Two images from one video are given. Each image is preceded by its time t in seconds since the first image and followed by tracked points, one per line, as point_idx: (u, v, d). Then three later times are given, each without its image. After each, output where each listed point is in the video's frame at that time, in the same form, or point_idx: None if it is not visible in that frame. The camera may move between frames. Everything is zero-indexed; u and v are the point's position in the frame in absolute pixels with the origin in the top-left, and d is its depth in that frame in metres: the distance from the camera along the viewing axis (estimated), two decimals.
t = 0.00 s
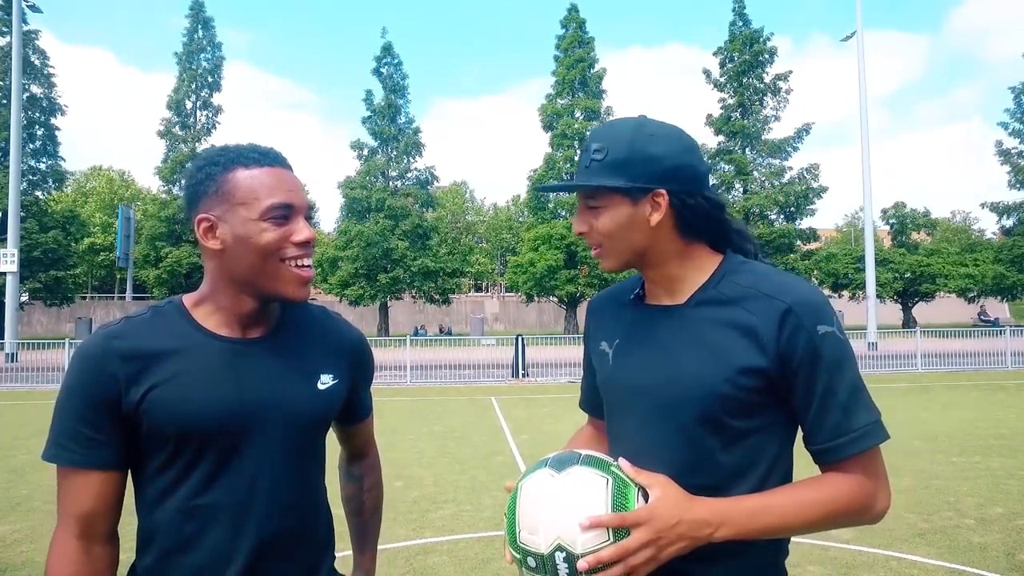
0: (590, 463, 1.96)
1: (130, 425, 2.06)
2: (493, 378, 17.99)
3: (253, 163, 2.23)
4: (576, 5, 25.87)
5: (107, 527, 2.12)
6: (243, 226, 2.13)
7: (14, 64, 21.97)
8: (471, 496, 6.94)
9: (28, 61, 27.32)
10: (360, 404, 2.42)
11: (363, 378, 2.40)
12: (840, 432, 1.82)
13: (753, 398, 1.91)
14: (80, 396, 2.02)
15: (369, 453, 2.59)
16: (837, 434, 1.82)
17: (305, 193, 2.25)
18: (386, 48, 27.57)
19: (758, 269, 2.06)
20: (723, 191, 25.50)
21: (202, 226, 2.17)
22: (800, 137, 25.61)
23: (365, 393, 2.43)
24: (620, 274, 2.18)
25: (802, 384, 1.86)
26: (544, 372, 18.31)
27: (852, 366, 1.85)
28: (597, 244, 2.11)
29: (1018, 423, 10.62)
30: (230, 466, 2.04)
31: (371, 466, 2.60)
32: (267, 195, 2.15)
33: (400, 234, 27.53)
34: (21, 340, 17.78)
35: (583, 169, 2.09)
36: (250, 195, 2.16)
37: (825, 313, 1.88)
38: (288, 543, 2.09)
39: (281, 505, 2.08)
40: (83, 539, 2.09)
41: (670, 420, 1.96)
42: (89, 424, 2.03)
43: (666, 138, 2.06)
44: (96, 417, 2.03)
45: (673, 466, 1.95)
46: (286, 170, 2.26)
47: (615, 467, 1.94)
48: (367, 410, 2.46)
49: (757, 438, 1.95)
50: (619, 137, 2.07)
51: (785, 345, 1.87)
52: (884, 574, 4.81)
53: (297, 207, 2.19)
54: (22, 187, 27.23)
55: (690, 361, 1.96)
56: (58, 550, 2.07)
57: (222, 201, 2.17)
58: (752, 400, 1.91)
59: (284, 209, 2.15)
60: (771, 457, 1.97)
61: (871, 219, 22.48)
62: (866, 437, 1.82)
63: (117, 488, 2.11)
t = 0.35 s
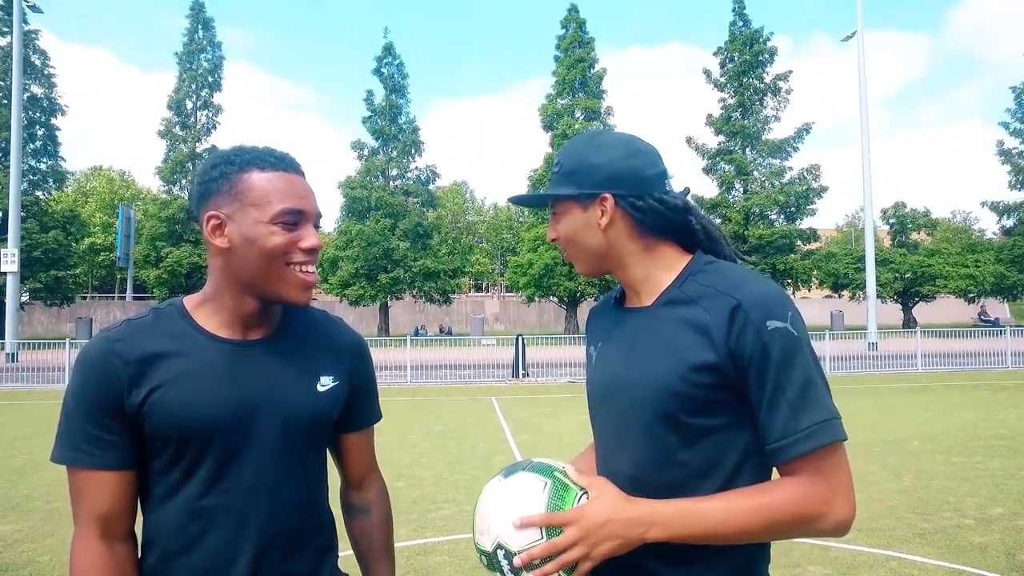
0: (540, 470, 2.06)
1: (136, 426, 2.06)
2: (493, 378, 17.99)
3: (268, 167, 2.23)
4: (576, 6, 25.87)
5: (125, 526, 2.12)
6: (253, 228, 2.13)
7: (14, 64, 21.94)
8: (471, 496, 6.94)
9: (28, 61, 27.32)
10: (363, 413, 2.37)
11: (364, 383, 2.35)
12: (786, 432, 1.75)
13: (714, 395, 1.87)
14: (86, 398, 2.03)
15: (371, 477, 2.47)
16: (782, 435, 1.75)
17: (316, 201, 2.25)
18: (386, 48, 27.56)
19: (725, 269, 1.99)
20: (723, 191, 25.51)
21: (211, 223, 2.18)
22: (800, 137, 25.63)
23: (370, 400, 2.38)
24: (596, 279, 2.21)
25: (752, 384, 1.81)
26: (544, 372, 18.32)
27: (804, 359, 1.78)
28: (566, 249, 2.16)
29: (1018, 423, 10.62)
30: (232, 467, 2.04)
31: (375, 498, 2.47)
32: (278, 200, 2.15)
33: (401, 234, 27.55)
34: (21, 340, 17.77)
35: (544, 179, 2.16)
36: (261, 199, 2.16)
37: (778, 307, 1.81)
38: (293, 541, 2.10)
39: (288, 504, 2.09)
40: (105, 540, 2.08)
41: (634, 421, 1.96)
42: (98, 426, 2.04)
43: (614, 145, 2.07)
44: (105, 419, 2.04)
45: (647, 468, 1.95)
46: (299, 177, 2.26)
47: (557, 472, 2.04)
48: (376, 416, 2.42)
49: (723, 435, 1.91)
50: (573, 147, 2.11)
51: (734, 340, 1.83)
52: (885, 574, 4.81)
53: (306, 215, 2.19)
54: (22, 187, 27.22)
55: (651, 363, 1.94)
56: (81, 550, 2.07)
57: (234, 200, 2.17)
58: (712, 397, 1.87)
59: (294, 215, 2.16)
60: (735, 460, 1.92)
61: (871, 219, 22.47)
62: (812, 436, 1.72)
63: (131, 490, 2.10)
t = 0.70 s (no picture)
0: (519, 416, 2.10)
1: (135, 424, 2.07)
2: (493, 378, 17.99)
3: (282, 172, 2.22)
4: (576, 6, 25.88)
5: (114, 523, 2.13)
6: (258, 228, 2.13)
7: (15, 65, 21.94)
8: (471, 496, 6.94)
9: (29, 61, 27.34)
10: (365, 418, 2.33)
11: (369, 386, 2.34)
12: (747, 436, 1.66)
13: (701, 395, 1.83)
14: (87, 395, 2.04)
15: (373, 485, 2.41)
16: (746, 438, 1.67)
17: (324, 208, 2.25)
18: (387, 49, 27.58)
19: (728, 266, 1.95)
20: (723, 191, 25.52)
21: (218, 219, 2.19)
22: (800, 137, 25.64)
23: (376, 405, 2.36)
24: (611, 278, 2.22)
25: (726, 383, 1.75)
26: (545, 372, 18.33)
27: (779, 361, 1.68)
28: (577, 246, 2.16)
29: (1017, 423, 10.62)
30: (228, 466, 2.04)
31: (376, 506, 2.42)
32: (283, 205, 2.15)
33: (400, 234, 27.56)
34: (22, 340, 17.77)
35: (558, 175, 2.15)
36: (269, 201, 2.16)
37: (764, 305, 1.74)
38: (297, 543, 2.10)
39: (279, 506, 2.07)
40: (92, 536, 2.09)
41: (629, 418, 1.96)
42: (96, 423, 2.05)
43: (625, 143, 2.04)
44: (104, 416, 2.05)
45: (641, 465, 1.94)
46: (309, 183, 2.25)
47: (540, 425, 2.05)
48: (384, 420, 2.38)
49: (712, 436, 1.85)
50: (588, 145, 2.11)
51: (713, 341, 1.79)
52: (884, 573, 4.82)
53: (312, 221, 2.19)
54: (22, 187, 27.22)
55: (642, 364, 1.93)
56: (69, 545, 2.09)
57: (243, 200, 2.18)
58: (700, 397, 1.83)
59: (299, 221, 2.16)
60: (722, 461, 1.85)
61: (870, 219, 22.50)
62: (770, 445, 1.62)
63: (125, 485, 2.12)
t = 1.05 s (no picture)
0: (571, 461, 2.05)
1: (130, 426, 2.08)
2: (493, 378, 17.99)
3: (273, 175, 2.22)
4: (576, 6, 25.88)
5: (114, 521, 2.14)
6: (247, 233, 2.13)
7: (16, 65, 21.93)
8: (471, 497, 6.94)
9: (29, 61, 27.36)
10: (363, 422, 2.33)
11: (366, 391, 2.33)
12: (818, 450, 1.64)
13: (735, 403, 1.80)
14: (82, 395, 2.05)
15: (373, 489, 2.42)
16: (817, 449, 1.64)
17: (316, 214, 2.24)
18: (387, 49, 27.58)
19: (755, 266, 1.94)
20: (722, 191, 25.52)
21: (211, 223, 2.20)
22: (800, 137, 25.65)
23: (373, 410, 2.36)
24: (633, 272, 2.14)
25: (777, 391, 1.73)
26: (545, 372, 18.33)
27: (839, 372, 1.66)
28: (610, 235, 2.06)
29: (1017, 423, 10.61)
30: (222, 469, 2.04)
31: (375, 511, 2.43)
32: (274, 209, 2.14)
33: (400, 234, 27.54)
34: (21, 340, 17.76)
35: (593, 159, 2.04)
36: (261, 205, 2.15)
37: (809, 313, 1.71)
38: (293, 546, 2.10)
39: (276, 511, 2.07)
40: (92, 534, 2.11)
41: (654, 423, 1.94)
42: (91, 423, 2.06)
43: (676, 130, 2.01)
44: (99, 417, 2.06)
45: (669, 473, 1.92)
46: (303, 187, 2.24)
47: (591, 465, 2.02)
48: (380, 424, 2.39)
49: (753, 445, 1.82)
50: (630, 127, 2.03)
51: (757, 352, 1.75)
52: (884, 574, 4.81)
53: (303, 226, 2.17)
54: (22, 187, 27.22)
55: (673, 367, 1.90)
56: (70, 545, 2.10)
57: (232, 204, 2.18)
58: (734, 406, 1.80)
59: (289, 226, 2.14)
60: (766, 470, 1.83)
61: (871, 219, 22.46)
62: (854, 454, 1.60)
63: (121, 487, 2.12)
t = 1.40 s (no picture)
0: (611, 470, 1.97)
1: (117, 427, 2.07)
2: (493, 378, 17.98)
3: (237, 190, 2.13)
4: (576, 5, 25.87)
5: (96, 529, 2.13)
6: (208, 251, 2.10)
7: (16, 65, 21.93)
8: (470, 496, 6.94)
9: (29, 61, 27.36)
10: (346, 420, 2.34)
11: (349, 393, 2.34)
12: (889, 456, 1.65)
13: (795, 411, 1.79)
14: (68, 398, 2.04)
15: (355, 488, 2.44)
16: (884, 456, 1.66)
17: (281, 229, 2.15)
18: (387, 49, 27.58)
19: (805, 271, 1.93)
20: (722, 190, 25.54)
21: (181, 232, 2.18)
22: (800, 137, 25.66)
23: (355, 407, 2.36)
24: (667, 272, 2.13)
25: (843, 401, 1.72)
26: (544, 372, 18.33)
27: (907, 381, 1.68)
28: (643, 234, 2.06)
29: (1017, 423, 10.61)
30: (214, 470, 2.04)
31: (357, 507, 2.44)
32: (233, 230, 2.09)
33: (399, 234, 27.53)
34: (21, 340, 17.75)
35: (633, 153, 2.02)
36: (222, 222, 2.10)
37: (875, 320, 1.71)
38: (279, 545, 2.11)
39: (266, 512, 2.09)
40: (72, 544, 2.09)
41: (705, 430, 1.88)
42: (74, 426, 2.04)
43: (723, 126, 2.00)
44: (81, 419, 2.04)
45: (708, 480, 1.89)
46: (266, 204, 2.14)
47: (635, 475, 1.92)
48: (362, 423, 2.39)
49: (805, 453, 1.82)
50: (672, 120, 2.00)
51: (828, 356, 1.73)
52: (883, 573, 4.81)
53: (262, 246, 2.10)
54: (22, 187, 27.21)
55: (729, 370, 1.87)
56: (47, 555, 2.07)
57: (198, 216, 2.14)
58: (793, 413, 1.79)
59: (246, 247, 2.08)
60: (817, 480, 1.83)
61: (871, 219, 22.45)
62: (924, 462, 1.62)
63: (106, 491, 2.12)
